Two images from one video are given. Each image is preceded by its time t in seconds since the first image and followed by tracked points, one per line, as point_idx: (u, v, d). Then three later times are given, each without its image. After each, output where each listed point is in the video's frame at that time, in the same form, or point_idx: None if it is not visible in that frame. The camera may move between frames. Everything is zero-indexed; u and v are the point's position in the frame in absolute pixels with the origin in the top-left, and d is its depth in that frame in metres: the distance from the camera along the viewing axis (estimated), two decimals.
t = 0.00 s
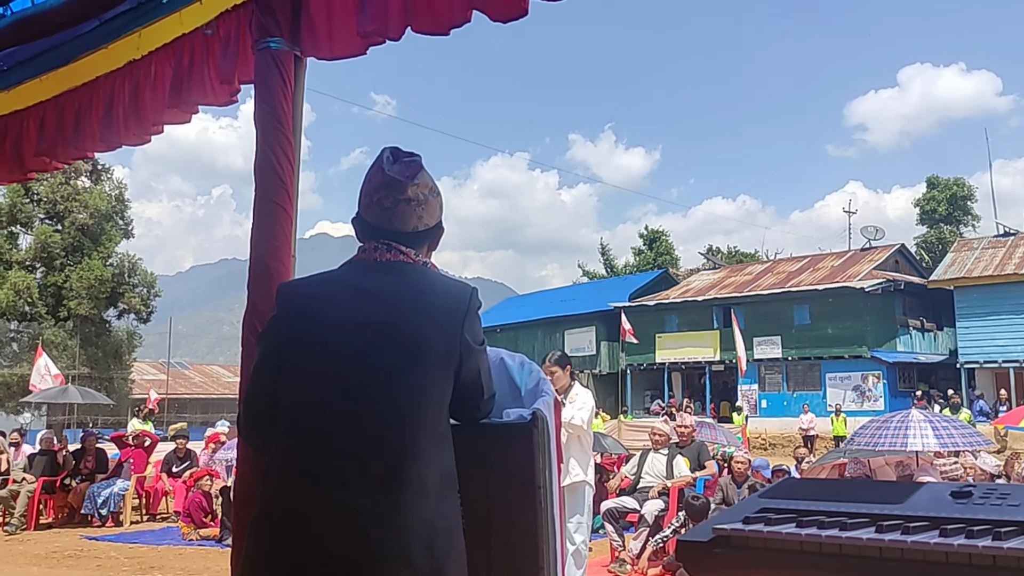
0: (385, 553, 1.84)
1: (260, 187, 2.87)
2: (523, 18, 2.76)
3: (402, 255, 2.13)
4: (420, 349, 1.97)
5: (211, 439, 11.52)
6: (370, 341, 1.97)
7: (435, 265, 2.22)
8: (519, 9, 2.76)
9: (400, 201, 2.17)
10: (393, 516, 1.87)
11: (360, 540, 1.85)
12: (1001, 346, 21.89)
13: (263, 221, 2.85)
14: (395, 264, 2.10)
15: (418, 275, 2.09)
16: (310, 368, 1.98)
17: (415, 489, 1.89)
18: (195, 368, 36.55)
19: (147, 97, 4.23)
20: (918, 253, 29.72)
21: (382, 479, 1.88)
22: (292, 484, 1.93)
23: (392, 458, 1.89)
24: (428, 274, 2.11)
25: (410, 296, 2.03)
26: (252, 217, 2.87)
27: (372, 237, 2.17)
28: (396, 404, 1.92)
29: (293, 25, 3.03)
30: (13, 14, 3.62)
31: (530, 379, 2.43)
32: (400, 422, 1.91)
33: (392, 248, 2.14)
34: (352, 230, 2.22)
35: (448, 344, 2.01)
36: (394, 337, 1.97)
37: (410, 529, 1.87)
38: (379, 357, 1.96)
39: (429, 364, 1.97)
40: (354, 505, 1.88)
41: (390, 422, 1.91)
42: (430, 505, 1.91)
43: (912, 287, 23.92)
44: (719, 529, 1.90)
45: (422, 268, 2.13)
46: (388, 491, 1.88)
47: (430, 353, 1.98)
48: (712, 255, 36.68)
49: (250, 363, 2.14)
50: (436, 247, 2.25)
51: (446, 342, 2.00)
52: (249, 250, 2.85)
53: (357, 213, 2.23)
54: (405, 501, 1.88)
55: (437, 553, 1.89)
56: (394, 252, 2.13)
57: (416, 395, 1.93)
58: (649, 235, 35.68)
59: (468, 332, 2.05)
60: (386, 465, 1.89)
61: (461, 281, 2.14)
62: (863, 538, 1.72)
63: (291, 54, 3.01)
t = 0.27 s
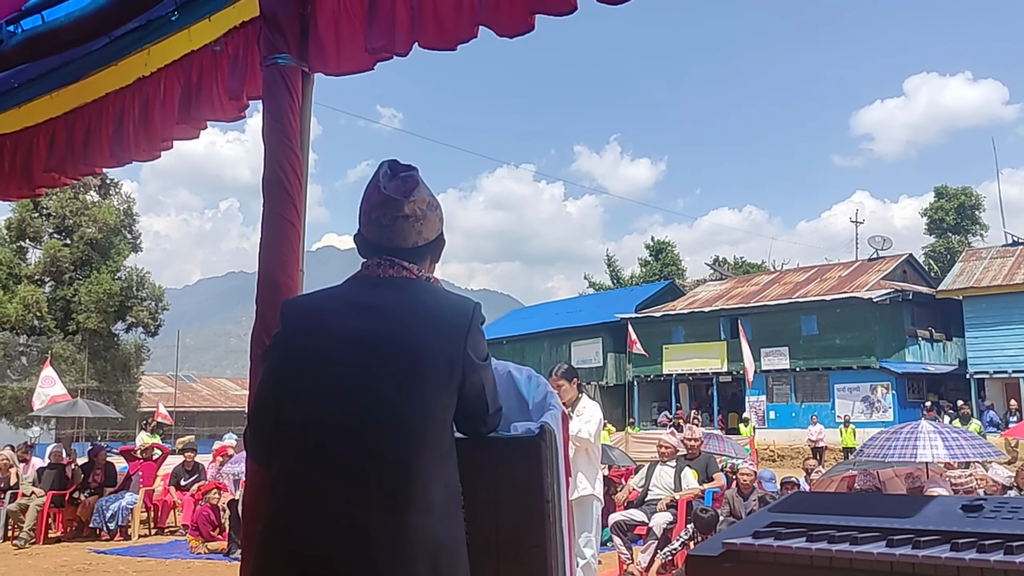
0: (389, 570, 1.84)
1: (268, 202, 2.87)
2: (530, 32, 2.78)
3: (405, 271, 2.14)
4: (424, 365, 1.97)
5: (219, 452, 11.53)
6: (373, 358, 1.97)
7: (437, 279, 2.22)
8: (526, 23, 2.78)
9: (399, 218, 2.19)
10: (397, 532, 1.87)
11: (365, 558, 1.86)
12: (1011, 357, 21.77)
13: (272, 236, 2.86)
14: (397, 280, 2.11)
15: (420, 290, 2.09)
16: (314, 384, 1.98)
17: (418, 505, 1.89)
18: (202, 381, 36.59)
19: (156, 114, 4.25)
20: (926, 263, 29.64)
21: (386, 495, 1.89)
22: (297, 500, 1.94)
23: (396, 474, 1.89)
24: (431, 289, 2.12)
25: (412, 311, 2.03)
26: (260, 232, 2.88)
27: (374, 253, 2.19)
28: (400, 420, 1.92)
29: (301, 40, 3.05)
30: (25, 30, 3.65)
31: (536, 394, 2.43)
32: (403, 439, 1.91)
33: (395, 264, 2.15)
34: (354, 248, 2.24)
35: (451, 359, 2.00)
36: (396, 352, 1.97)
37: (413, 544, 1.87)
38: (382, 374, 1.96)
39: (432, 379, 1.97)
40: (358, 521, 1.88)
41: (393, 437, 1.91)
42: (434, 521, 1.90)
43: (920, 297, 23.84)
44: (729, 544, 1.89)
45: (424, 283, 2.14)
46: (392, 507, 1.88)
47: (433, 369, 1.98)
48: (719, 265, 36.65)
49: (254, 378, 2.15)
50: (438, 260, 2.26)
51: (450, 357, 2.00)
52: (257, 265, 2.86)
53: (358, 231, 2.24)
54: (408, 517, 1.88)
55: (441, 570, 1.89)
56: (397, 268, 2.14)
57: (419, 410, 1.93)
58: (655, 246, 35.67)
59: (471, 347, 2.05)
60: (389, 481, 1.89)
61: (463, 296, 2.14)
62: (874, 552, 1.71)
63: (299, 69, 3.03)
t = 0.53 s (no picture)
0: None
1: (278, 214, 2.88)
2: (538, 42, 2.79)
3: (409, 281, 2.14)
4: (429, 375, 1.96)
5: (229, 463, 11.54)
6: (378, 369, 1.97)
7: (441, 288, 2.22)
8: (534, 33, 2.78)
9: (399, 228, 2.18)
10: (405, 543, 1.87)
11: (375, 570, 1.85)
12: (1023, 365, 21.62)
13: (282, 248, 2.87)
14: (401, 291, 2.10)
15: (425, 300, 2.09)
16: (321, 397, 1.99)
17: (427, 516, 1.89)
18: (212, 392, 36.66)
19: (167, 127, 4.28)
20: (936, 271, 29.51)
21: (394, 507, 1.89)
22: (306, 512, 1.95)
23: (404, 486, 1.89)
24: (436, 299, 2.11)
25: (416, 322, 2.03)
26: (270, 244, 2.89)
27: (378, 265, 2.18)
28: (407, 431, 1.92)
29: (310, 52, 3.07)
30: (36, 44, 3.69)
31: (546, 404, 2.42)
32: (410, 450, 1.91)
33: (399, 275, 2.14)
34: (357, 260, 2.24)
35: (457, 368, 2.00)
36: (401, 363, 1.97)
37: (422, 555, 1.86)
38: (389, 385, 1.96)
39: (438, 389, 1.96)
40: (367, 534, 1.88)
41: (400, 449, 1.91)
42: (443, 532, 1.90)
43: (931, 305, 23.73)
44: (741, 554, 1.88)
45: (428, 293, 2.13)
46: (400, 519, 1.88)
47: (438, 379, 1.97)
48: (727, 274, 36.58)
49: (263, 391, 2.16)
50: (441, 268, 2.25)
51: (456, 366, 1.99)
52: (267, 277, 2.87)
53: (361, 242, 2.24)
54: (417, 528, 1.88)
55: None
56: (401, 278, 2.14)
57: (426, 421, 1.93)
58: (663, 255, 35.63)
59: (477, 355, 2.04)
60: (397, 492, 1.89)
61: (469, 305, 2.14)
62: (888, 562, 1.70)
63: (308, 81, 3.04)
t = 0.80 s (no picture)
0: None
1: (285, 224, 2.89)
2: (544, 50, 2.80)
3: (412, 289, 2.14)
4: (435, 380, 1.96)
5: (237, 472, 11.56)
6: (385, 375, 1.98)
7: (444, 296, 2.21)
8: (539, 41, 2.80)
9: (398, 234, 2.19)
10: (417, 549, 1.86)
11: None
12: None
13: (290, 256, 2.87)
14: (404, 298, 2.10)
15: (430, 306, 2.09)
16: (329, 405, 2.00)
17: (438, 521, 1.89)
18: (220, 401, 36.71)
19: (176, 137, 4.30)
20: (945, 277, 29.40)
21: (405, 513, 1.89)
22: (319, 520, 1.96)
23: (415, 492, 1.89)
24: (440, 306, 2.11)
25: (420, 329, 2.03)
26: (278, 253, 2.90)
27: (380, 273, 2.19)
28: (415, 437, 1.92)
29: (317, 62, 3.08)
30: (46, 55, 3.72)
31: (555, 411, 2.41)
32: (419, 455, 1.91)
33: (402, 283, 2.14)
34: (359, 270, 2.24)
35: (463, 374, 1.99)
36: (408, 369, 1.97)
37: (433, 561, 1.86)
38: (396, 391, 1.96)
39: (445, 395, 1.96)
40: (379, 541, 1.88)
41: (409, 455, 1.91)
42: (454, 538, 1.89)
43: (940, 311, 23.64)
44: (750, 562, 1.87)
45: (432, 300, 2.13)
46: (411, 525, 1.88)
47: (445, 385, 1.97)
48: (735, 281, 36.53)
49: (272, 402, 2.17)
50: (442, 274, 2.25)
51: (462, 372, 1.99)
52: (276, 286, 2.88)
53: (363, 251, 2.25)
54: (428, 534, 1.88)
55: None
56: (404, 286, 2.13)
57: (434, 427, 1.93)
58: (671, 262, 35.60)
59: (483, 361, 2.04)
60: (407, 499, 1.89)
61: (473, 311, 2.13)
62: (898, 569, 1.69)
63: (316, 91, 3.05)
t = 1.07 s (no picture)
0: None
1: (293, 230, 2.90)
2: (548, 56, 2.81)
3: (415, 295, 2.14)
4: (439, 386, 1.96)
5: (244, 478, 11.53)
6: (389, 382, 1.98)
7: (446, 301, 2.21)
8: (544, 47, 2.81)
9: (396, 239, 2.19)
10: (423, 555, 1.86)
11: None
12: None
13: (297, 263, 2.88)
14: (407, 305, 2.10)
15: (433, 312, 2.09)
16: (334, 412, 2.00)
17: (444, 528, 1.89)
18: (227, 407, 36.75)
19: (183, 144, 4.31)
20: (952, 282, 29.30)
21: (412, 519, 1.89)
22: (325, 526, 1.96)
23: (421, 497, 1.89)
24: (444, 312, 2.11)
25: (424, 335, 2.03)
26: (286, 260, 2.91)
27: (383, 280, 2.19)
28: (421, 443, 1.92)
29: (324, 70, 3.09)
30: (55, 64, 3.74)
31: (561, 417, 2.41)
32: (425, 461, 1.91)
33: (405, 289, 2.15)
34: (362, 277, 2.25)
35: (467, 380, 1.99)
36: (412, 375, 1.97)
37: (440, 567, 1.86)
38: (400, 397, 1.96)
39: (450, 401, 1.96)
40: (386, 546, 1.89)
41: (414, 460, 1.91)
42: (461, 543, 1.89)
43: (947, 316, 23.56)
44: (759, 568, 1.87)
45: (436, 306, 2.13)
46: (418, 531, 1.88)
47: (449, 391, 1.97)
48: (741, 286, 36.46)
49: (278, 409, 2.18)
50: (443, 278, 2.24)
51: (465, 377, 1.99)
52: (283, 293, 2.89)
53: (365, 258, 2.25)
54: (434, 539, 1.88)
55: None
56: (407, 292, 2.14)
57: (440, 432, 1.93)
58: (677, 267, 35.56)
59: (486, 367, 2.04)
60: (413, 505, 1.89)
61: (476, 316, 2.13)
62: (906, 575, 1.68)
63: (322, 98, 3.06)
